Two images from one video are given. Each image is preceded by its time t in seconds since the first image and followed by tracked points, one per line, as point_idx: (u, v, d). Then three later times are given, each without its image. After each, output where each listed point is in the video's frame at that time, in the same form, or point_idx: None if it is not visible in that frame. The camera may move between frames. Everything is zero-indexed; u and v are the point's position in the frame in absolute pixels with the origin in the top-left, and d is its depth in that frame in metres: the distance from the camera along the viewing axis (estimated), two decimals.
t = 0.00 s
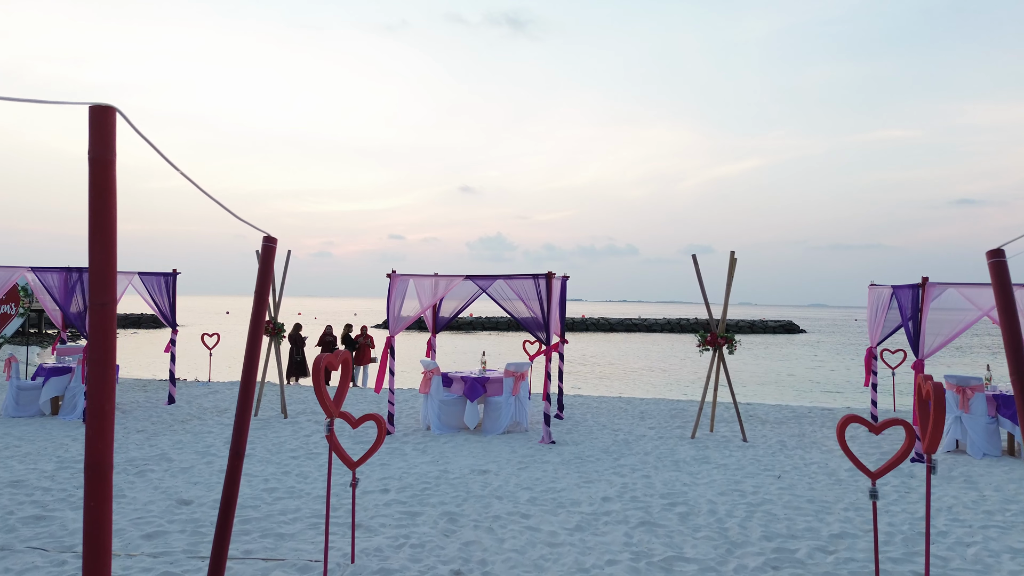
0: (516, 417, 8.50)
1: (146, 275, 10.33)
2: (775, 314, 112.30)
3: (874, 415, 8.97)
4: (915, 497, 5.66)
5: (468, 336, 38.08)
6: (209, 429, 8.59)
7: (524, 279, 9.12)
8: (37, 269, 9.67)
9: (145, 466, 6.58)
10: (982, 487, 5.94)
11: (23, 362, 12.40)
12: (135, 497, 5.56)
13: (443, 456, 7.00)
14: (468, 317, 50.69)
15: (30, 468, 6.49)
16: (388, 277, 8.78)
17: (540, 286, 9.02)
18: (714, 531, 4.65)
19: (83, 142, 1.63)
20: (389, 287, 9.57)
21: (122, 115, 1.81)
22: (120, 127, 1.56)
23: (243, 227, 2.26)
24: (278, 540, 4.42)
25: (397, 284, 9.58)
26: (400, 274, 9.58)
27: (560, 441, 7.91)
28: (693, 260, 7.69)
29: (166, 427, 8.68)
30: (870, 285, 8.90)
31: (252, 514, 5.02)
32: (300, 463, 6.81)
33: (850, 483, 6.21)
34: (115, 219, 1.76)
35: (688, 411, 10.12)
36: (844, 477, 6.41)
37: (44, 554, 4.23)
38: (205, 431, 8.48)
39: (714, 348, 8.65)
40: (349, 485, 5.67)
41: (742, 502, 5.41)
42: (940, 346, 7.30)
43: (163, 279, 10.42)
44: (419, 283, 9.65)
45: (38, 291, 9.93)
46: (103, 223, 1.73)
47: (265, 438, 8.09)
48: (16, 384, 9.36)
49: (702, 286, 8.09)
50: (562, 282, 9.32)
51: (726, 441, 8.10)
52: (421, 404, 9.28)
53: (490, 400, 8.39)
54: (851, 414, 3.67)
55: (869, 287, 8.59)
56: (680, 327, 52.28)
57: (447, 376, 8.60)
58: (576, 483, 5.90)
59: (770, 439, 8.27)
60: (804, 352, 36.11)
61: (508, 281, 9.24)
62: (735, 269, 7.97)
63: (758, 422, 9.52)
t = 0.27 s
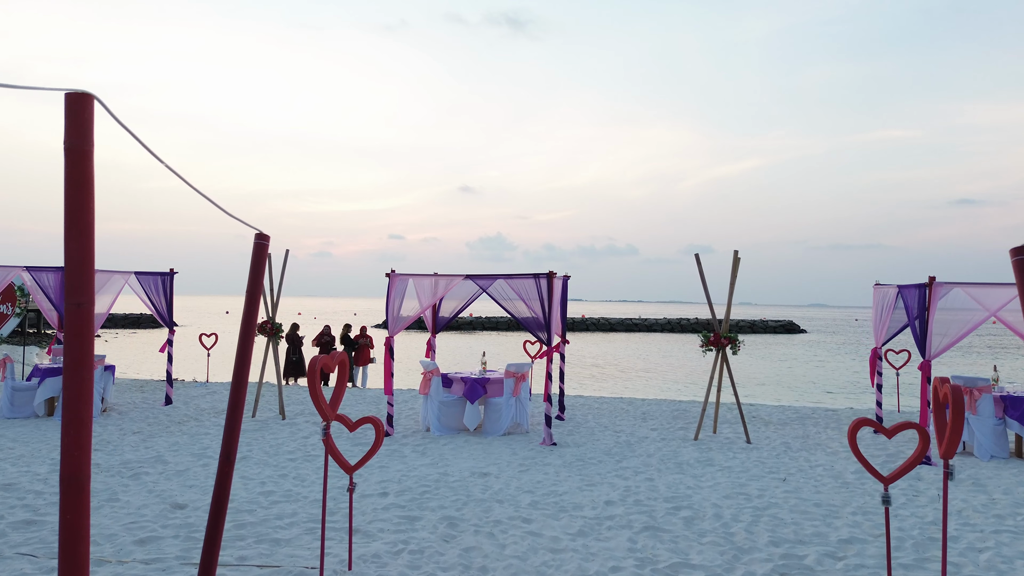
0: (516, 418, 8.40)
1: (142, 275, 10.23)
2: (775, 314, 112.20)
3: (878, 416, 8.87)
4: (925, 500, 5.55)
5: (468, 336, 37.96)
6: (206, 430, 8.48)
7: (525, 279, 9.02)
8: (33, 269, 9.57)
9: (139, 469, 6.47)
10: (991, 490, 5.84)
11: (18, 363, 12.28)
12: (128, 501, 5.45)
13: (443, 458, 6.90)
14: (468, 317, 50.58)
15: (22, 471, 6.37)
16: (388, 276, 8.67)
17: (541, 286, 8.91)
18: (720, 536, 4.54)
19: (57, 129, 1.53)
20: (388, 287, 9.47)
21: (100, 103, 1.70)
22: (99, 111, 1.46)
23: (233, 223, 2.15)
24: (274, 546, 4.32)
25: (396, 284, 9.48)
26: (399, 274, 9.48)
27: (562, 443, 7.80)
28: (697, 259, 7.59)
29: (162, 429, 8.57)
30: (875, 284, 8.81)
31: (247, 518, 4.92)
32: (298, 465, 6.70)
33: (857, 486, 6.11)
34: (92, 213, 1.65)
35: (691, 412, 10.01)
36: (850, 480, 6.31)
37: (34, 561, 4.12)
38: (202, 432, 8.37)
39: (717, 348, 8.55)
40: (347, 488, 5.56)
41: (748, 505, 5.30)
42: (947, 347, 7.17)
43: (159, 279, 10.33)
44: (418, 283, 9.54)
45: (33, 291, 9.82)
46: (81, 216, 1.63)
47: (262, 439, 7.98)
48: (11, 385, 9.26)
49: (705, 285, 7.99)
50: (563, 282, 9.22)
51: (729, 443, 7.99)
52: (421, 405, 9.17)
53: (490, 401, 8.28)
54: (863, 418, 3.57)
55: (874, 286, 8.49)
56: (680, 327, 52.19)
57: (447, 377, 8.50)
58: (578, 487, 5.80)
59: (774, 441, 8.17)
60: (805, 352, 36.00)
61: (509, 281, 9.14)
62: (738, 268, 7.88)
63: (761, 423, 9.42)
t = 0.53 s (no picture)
0: (517, 419, 8.29)
1: (139, 274, 10.13)
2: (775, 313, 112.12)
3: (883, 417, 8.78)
4: (933, 504, 5.45)
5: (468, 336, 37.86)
6: (203, 432, 8.37)
7: (525, 278, 8.91)
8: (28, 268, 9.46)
9: (134, 472, 6.36)
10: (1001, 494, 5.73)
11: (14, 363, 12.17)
12: (121, 505, 5.34)
13: (442, 461, 6.79)
14: (468, 317, 50.47)
15: (14, 474, 6.27)
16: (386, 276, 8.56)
17: (542, 286, 8.80)
18: (726, 542, 4.44)
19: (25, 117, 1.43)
20: (387, 286, 9.36)
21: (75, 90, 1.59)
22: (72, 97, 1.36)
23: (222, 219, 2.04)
24: (268, 552, 4.21)
25: (395, 283, 9.37)
26: (398, 274, 9.37)
27: (563, 444, 7.69)
28: (700, 259, 7.49)
29: (158, 430, 8.46)
30: (880, 284, 8.70)
31: (242, 523, 4.81)
32: (295, 468, 6.60)
33: (864, 489, 6.00)
34: (66, 208, 1.54)
35: (693, 413, 9.90)
36: (856, 483, 6.21)
37: (22, 568, 4.01)
38: (198, 434, 8.26)
39: (720, 349, 8.44)
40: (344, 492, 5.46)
41: (753, 509, 5.20)
42: (953, 349, 7.11)
43: (156, 279, 10.24)
44: (418, 283, 9.43)
45: (28, 290, 9.71)
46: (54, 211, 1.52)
47: (259, 441, 7.87)
48: (6, 386, 9.15)
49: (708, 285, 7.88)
50: (564, 281, 9.11)
51: (732, 445, 7.89)
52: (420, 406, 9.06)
53: (490, 402, 8.17)
54: (875, 421, 3.47)
55: (879, 286, 8.38)
56: (681, 327, 52.07)
57: (446, 378, 8.39)
58: (580, 490, 5.69)
59: (778, 443, 8.06)
60: (805, 352, 35.92)
61: (509, 281, 9.03)
62: (742, 268, 7.78)
63: (765, 424, 9.31)
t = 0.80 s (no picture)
0: (517, 421, 8.18)
1: (135, 274, 10.02)
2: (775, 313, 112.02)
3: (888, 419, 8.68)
4: (942, 508, 5.35)
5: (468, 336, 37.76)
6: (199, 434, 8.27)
7: (526, 278, 8.80)
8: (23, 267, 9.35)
9: (128, 475, 6.25)
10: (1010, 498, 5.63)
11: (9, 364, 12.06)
12: (114, 509, 5.24)
13: (442, 463, 6.69)
14: (468, 316, 50.38)
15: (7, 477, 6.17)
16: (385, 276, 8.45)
17: (542, 286, 8.69)
18: (732, 548, 4.33)
19: None
20: (386, 286, 9.25)
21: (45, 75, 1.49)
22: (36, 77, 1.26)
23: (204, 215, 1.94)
24: (263, 558, 4.11)
25: (394, 283, 9.26)
26: (397, 274, 9.26)
27: (564, 446, 7.59)
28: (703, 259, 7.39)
29: (153, 432, 8.35)
30: (885, 284, 8.60)
31: (236, 528, 4.70)
32: (292, 471, 6.49)
33: (871, 493, 5.90)
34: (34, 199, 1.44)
35: (695, 414, 9.80)
36: (862, 487, 6.11)
37: None
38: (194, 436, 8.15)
39: (723, 349, 8.33)
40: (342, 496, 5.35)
41: (758, 514, 5.10)
42: (960, 349, 6.95)
43: (152, 279, 10.12)
44: (417, 282, 9.33)
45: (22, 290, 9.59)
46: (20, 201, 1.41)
47: (256, 443, 7.77)
48: None
49: (711, 285, 7.78)
50: (565, 281, 9.00)
51: (736, 447, 7.78)
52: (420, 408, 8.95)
53: (490, 403, 8.07)
54: (886, 425, 3.37)
55: (884, 286, 8.28)
56: (681, 327, 51.96)
57: (446, 379, 8.28)
58: (581, 494, 5.59)
59: (782, 445, 7.95)
60: (806, 352, 35.83)
61: (509, 280, 8.93)
62: (745, 267, 7.68)
63: (768, 425, 9.20)
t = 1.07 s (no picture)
0: (517, 423, 8.07)
1: (131, 274, 9.92)
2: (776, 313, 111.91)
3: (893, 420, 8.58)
4: (951, 513, 5.24)
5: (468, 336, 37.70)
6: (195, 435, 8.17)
7: (526, 278, 8.70)
8: (17, 267, 9.24)
9: (121, 478, 6.15)
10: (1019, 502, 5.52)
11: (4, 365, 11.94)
12: (105, 514, 5.13)
13: (441, 466, 6.58)
14: (469, 317, 50.33)
15: None
16: (383, 275, 8.33)
17: (543, 286, 8.58)
18: (738, 554, 4.22)
19: None
20: (385, 286, 9.14)
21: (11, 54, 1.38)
22: None
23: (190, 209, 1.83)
24: (256, 565, 4.00)
25: (393, 283, 9.14)
26: (395, 273, 9.15)
27: (565, 448, 7.49)
28: (706, 258, 7.28)
29: (149, 434, 8.25)
30: (889, 284, 8.50)
31: (230, 533, 4.60)
32: (289, 474, 6.38)
33: (878, 496, 5.79)
34: None
35: (697, 416, 9.70)
36: (869, 490, 6.00)
37: None
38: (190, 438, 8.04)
39: (726, 350, 8.22)
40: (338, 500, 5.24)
41: (764, 518, 4.99)
42: (968, 349, 6.88)
43: (149, 279, 10.02)
44: (416, 282, 9.22)
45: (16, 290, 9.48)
46: None
47: (253, 445, 7.66)
48: None
49: (713, 284, 7.68)
50: (565, 281, 8.90)
51: (738, 449, 7.68)
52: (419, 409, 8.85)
53: (489, 405, 7.96)
54: (900, 429, 3.26)
55: (889, 286, 8.17)
56: (681, 327, 51.87)
57: (445, 380, 8.18)
58: (583, 498, 5.48)
59: (786, 446, 7.85)
60: (806, 352, 35.75)
61: (510, 280, 8.82)
62: (748, 267, 7.57)
63: (771, 427, 9.10)
